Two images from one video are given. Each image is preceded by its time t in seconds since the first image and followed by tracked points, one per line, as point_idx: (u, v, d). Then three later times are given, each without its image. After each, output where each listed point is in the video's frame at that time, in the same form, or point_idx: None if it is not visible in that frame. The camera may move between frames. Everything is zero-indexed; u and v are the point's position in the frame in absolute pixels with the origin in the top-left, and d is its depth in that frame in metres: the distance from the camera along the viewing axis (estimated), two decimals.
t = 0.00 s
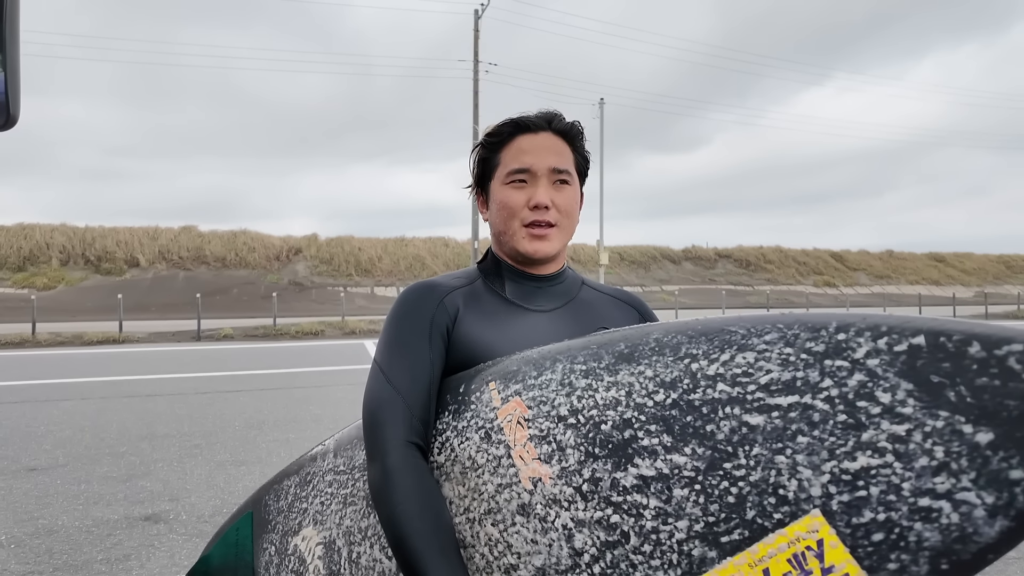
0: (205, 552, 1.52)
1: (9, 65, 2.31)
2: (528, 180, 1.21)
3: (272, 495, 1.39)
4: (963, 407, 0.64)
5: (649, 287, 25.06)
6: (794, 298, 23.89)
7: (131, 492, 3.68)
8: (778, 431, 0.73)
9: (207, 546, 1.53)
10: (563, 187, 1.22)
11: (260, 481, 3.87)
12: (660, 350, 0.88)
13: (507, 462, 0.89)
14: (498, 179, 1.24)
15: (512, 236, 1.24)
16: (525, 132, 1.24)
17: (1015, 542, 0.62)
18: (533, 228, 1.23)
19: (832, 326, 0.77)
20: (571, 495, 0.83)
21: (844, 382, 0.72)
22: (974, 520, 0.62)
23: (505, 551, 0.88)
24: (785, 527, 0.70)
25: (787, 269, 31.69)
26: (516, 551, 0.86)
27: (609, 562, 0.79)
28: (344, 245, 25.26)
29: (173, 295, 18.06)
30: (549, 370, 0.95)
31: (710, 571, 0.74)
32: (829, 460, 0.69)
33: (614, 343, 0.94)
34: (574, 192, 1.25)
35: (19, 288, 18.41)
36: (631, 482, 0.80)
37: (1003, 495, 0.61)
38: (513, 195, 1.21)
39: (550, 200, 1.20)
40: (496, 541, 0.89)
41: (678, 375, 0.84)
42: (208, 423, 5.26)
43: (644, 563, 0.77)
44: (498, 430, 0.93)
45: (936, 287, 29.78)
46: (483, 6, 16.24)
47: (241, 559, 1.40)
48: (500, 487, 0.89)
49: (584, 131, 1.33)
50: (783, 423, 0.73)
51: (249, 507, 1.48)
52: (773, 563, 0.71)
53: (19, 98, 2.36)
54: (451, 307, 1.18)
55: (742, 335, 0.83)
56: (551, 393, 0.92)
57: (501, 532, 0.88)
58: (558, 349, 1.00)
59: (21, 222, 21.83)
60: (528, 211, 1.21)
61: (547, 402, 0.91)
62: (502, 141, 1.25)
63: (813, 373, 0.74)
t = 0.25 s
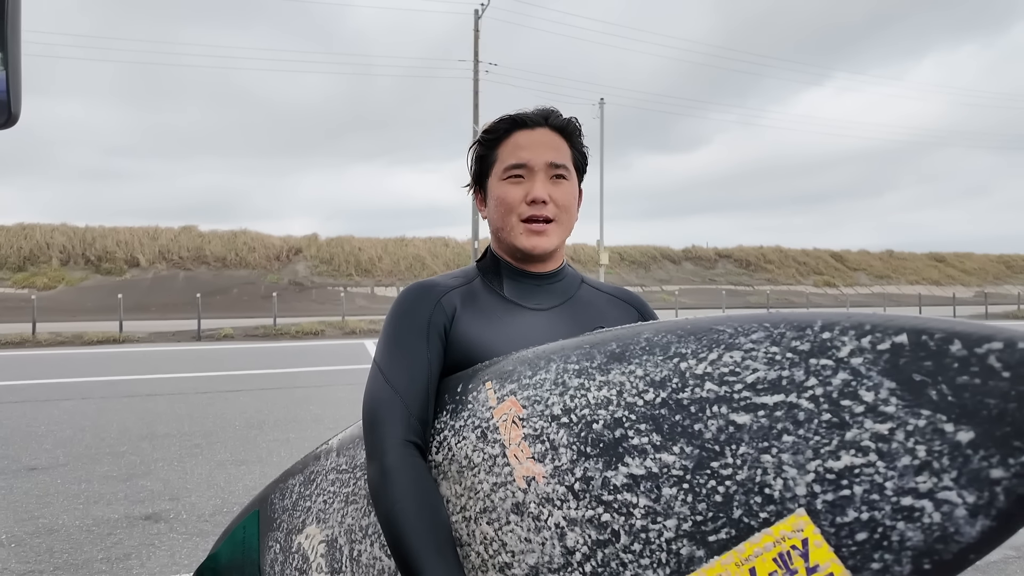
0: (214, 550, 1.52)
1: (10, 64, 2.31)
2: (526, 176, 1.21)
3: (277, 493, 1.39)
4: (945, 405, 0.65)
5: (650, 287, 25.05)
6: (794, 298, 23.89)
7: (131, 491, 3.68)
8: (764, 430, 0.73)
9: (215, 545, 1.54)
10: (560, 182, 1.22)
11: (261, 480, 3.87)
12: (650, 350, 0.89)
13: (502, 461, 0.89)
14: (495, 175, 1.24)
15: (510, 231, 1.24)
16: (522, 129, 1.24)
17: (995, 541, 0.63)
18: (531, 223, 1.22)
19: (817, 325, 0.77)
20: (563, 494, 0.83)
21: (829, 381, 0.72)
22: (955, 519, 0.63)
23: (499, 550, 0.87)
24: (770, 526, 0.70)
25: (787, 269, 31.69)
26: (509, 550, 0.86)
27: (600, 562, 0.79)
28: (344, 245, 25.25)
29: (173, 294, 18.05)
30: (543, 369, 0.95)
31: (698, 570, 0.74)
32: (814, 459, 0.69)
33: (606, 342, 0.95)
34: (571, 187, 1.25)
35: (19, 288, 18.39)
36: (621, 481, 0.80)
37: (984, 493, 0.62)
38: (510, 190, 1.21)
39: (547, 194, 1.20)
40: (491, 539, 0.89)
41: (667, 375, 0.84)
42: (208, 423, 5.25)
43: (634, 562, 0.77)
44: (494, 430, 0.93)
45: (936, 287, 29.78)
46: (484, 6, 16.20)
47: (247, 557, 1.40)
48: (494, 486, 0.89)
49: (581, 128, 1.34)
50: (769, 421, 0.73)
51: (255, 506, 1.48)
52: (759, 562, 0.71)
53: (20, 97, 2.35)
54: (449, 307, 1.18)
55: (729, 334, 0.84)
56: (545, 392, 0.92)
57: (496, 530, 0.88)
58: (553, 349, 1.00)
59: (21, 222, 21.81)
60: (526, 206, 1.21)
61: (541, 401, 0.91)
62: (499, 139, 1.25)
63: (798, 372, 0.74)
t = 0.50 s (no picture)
0: (214, 548, 1.52)
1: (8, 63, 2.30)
2: (521, 173, 1.21)
3: (276, 493, 1.39)
4: (936, 402, 0.64)
5: (650, 286, 25.05)
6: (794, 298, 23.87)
7: (130, 491, 3.68)
8: (757, 428, 0.73)
9: (214, 544, 1.53)
10: (556, 179, 1.22)
11: (260, 480, 3.86)
12: (645, 348, 0.89)
13: (498, 460, 0.89)
14: (491, 174, 1.24)
15: (507, 229, 1.24)
16: (516, 126, 1.24)
17: (987, 539, 0.62)
18: (528, 220, 1.22)
19: (810, 323, 0.77)
20: (558, 493, 0.83)
21: (821, 378, 0.72)
22: (947, 517, 0.63)
23: (494, 549, 0.87)
24: (763, 525, 0.70)
25: (787, 269, 31.67)
26: (505, 549, 0.86)
27: (594, 561, 0.79)
28: (344, 245, 25.24)
29: (173, 294, 18.04)
30: (539, 368, 0.95)
31: (692, 569, 0.74)
32: (807, 457, 0.69)
33: (601, 341, 0.95)
34: (568, 183, 1.24)
35: (19, 288, 18.37)
36: (616, 480, 0.80)
37: (975, 492, 0.61)
38: (506, 188, 1.21)
39: (543, 191, 1.20)
40: (487, 539, 0.88)
41: (661, 373, 0.84)
42: (207, 423, 5.25)
43: (628, 561, 0.77)
44: (490, 429, 0.93)
45: (936, 287, 29.77)
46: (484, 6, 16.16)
47: (246, 556, 1.40)
48: (490, 485, 0.89)
49: (577, 125, 1.34)
50: (762, 420, 0.73)
51: (255, 505, 1.48)
52: (753, 561, 0.71)
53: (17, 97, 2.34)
54: (446, 306, 1.18)
55: (723, 332, 0.83)
56: (540, 391, 0.92)
57: (491, 529, 0.88)
58: (549, 348, 1.00)
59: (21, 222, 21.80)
60: (522, 204, 1.20)
61: (536, 400, 0.91)
62: (494, 137, 1.26)
63: (791, 370, 0.74)
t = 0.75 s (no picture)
0: (211, 550, 1.52)
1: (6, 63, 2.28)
2: (522, 173, 1.21)
3: (274, 494, 1.39)
4: (936, 399, 0.64)
5: (649, 286, 25.05)
6: (793, 298, 23.88)
7: (129, 491, 3.67)
8: (757, 426, 0.73)
9: (212, 545, 1.53)
10: (556, 179, 1.22)
11: (259, 480, 3.86)
12: (644, 347, 0.89)
13: (497, 459, 0.89)
14: (491, 174, 1.24)
15: (507, 230, 1.24)
16: (516, 126, 1.24)
17: (987, 537, 0.62)
18: (528, 221, 1.22)
19: (809, 321, 0.77)
20: (558, 492, 0.83)
21: (821, 376, 0.72)
22: (947, 515, 0.62)
23: (493, 549, 0.87)
24: (764, 524, 0.70)
25: (787, 269, 31.68)
26: (504, 549, 0.86)
27: (593, 561, 0.79)
28: (343, 245, 25.22)
29: (172, 295, 18.02)
30: (538, 368, 0.95)
31: (692, 568, 0.74)
32: (807, 455, 0.69)
33: (600, 341, 0.95)
34: (568, 183, 1.25)
35: (17, 288, 18.35)
36: (615, 479, 0.80)
37: (975, 489, 0.61)
38: (506, 188, 1.21)
39: (544, 191, 1.20)
40: (486, 539, 0.88)
41: (661, 372, 0.84)
42: (206, 423, 5.25)
43: (627, 560, 0.77)
44: (489, 429, 0.93)
45: (935, 287, 29.80)
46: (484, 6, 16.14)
47: (244, 558, 1.40)
48: (489, 485, 0.89)
49: (576, 125, 1.34)
50: (762, 418, 0.73)
51: (252, 507, 1.48)
52: (752, 560, 0.71)
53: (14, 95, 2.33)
54: (444, 306, 1.18)
55: (722, 330, 0.83)
56: (539, 391, 0.92)
57: (490, 530, 0.88)
58: (548, 347, 1.00)
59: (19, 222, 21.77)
60: (522, 204, 1.20)
61: (536, 400, 0.91)
62: (494, 137, 1.25)
63: (791, 368, 0.74)
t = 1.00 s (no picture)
0: (202, 552, 1.51)
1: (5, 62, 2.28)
2: (523, 173, 1.21)
3: (268, 495, 1.39)
4: (947, 397, 0.64)
5: (649, 287, 25.05)
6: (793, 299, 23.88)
7: (128, 491, 3.67)
8: (768, 425, 0.73)
9: (203, 546, 1.53)
10: (558, 178, 1.22)
11: (258, 480, 3.86)
12: (652, 347, 0.88)
13: (501, 459, 0.89)
14: (492, 173, 1.24)
15: (508, 229, 1.23)
16: (517, 125, 1.24)
17: (997, 532, 0.63)
18: (529, 220, 1.22)
19: (819, 321, 0.77)
20: (565, 491, 0.83)
21: (832, 375, 0.72)
22: (958, 510, 0.63)
23: (498, 548, 0.87)
24: (774, 521, 0.70)
25: (786, 269, 31.68)
26: (509, 548, 0.86)
27: (602, 558, 0.79)
28: (342, 245, 25.20)
29: (171, 295, 18.00)
30: (542, 367, 0.95)
31: (701, 565, 0.74)
32: (818, 453, 0.69)
33: (607, 340, 0.94)
34: (569, 182, 1.25)
35: (16, 288, 18.32)
36: (624, 478, 0.80)
37: (986, 485, 0.61)
38: (508, 187, 1.21)
39: (545, 190, 1.20)
40: (491, 538, 0.88)
41: (669, 371, 0.84)
42: (206, 423, 5.24)
43: (636, 558, 0.77)
44: (493, 428, 0.93)
45: (935, 288, 29.79)
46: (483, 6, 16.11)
47: (236, 559, 1.40)
48: (493, 484, 0.89)
49: (577, 124, 1.33)
50: (773, 417, 0.73)
51: (246, 508, 1.47)
52: (763, 556, 0.71)
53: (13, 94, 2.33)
54: (445, 306, 1.18)
55: (731, 330, 0.83)
56: (544, 390, 0.91)
57: (495, 529, 0.88)
58: (551, 346, 1.00)
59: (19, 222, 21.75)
60: (524, 203, 1.20)
61: (541, 399, 0.90)
62: (496, 136, 1.25)
63: (801, 367, 0.74)
